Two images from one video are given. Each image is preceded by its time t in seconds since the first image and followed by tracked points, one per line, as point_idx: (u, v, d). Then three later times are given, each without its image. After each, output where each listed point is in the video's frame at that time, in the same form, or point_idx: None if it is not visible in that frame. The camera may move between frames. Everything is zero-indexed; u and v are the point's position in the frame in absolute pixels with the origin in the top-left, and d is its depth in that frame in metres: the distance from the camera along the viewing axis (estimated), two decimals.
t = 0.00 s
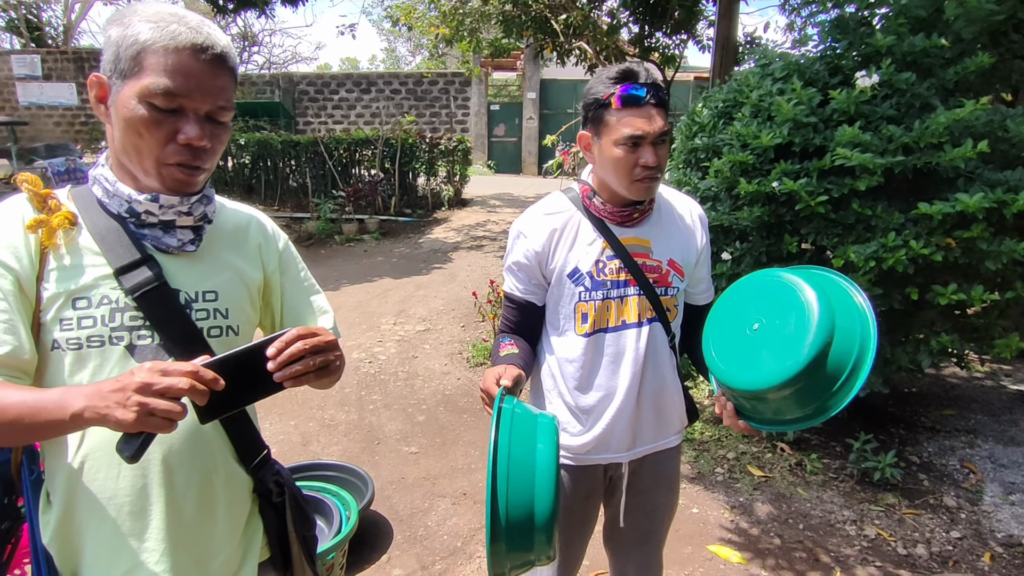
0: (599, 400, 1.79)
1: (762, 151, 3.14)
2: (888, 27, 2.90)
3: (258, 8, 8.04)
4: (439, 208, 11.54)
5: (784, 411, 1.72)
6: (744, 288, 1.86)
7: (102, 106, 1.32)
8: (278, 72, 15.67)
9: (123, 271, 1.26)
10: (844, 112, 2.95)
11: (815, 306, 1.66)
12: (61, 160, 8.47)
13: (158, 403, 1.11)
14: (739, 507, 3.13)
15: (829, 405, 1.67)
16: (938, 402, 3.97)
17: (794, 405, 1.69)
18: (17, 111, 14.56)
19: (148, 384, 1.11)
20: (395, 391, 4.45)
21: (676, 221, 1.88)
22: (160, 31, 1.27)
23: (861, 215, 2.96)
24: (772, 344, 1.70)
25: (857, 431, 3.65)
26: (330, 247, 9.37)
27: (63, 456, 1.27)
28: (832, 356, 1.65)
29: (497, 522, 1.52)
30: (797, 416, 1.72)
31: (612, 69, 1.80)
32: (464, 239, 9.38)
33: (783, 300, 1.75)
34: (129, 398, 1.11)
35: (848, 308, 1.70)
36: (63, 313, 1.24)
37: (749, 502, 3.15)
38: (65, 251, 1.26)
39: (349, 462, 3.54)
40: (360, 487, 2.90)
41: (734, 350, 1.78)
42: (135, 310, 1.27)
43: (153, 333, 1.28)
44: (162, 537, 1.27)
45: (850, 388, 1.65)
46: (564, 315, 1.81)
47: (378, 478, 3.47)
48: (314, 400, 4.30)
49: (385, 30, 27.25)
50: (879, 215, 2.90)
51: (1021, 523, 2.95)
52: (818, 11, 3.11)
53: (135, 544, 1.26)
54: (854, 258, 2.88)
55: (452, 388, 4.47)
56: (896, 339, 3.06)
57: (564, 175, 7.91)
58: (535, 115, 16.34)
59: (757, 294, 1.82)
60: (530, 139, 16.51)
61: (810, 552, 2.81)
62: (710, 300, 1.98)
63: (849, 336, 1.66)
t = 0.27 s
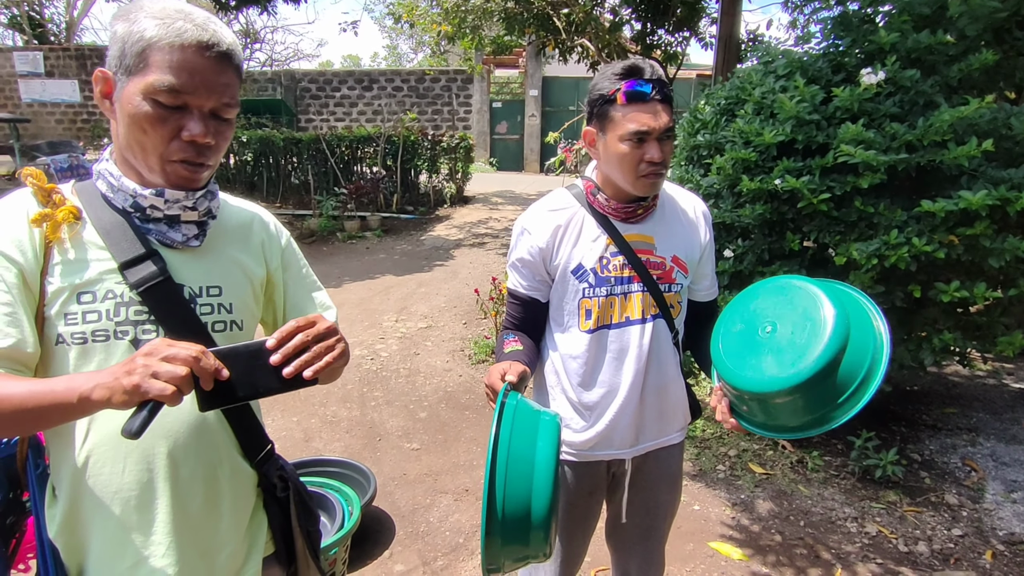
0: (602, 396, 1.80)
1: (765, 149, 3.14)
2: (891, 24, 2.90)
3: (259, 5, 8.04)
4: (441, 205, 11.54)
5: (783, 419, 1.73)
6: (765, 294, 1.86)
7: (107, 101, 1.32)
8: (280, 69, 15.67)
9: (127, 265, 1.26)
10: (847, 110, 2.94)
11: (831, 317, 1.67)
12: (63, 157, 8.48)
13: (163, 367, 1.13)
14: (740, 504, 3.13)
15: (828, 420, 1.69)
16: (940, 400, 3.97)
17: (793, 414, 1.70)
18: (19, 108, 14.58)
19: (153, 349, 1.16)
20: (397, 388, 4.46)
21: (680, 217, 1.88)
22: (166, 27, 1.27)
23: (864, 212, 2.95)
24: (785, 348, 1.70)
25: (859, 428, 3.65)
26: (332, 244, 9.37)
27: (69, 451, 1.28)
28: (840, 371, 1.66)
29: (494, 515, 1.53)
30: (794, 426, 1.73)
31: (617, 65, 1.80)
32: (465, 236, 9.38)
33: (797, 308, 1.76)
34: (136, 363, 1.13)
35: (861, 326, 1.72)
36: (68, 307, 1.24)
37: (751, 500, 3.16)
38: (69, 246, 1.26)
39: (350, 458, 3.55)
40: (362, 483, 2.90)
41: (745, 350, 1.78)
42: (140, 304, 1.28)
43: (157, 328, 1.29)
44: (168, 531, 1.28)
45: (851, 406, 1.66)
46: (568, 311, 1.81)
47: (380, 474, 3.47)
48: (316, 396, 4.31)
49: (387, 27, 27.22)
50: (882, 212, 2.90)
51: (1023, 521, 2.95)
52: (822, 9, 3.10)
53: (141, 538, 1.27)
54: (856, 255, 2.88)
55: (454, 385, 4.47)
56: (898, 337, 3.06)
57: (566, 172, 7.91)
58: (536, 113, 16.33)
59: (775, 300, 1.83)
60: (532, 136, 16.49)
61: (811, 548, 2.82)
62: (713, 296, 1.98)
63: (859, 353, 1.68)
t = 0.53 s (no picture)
0: (601, 396, 1.79)
1: (764, 148, 3.13)
2: (891, 24, 2.90)
3: (259, 3, 8.03)
4: (440, 204, 11.53)
5: (788, 424, 1.73)
6: (754, 298, 1.85)
7: (102, 95, 1.32)
8: (279, 67, 15.65)
9: (126, 264, 1.26)
10: (846, 110, 2.94)
11: (830, 320, 1.67)
12: (62, 154, 8.47)
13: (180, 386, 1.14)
14: (738, 503, 3.13)
15: (834, 420, 1.70)
16: (938, 400, 3.97)
17: (800, 418, 1.71)
18: (18, 105, 14.55)
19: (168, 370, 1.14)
20: (396, 386, 4.46)
21: (679, 217, 1.88)
22: (154, 9, 1.29)
23: (863, 212, 2.95)
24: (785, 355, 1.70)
25: (857, 428, 3.66)
26: (331, 242, 9.36)
27: (65, 451, 1.27)
28: (843, 372, 1.67)
29: (497, 515, 1.52)
30: (800, 430, 1.74)
31: (617, 64, 1.79)
32: (464, 235, 9.37)
33: (796, 314, 1.75)
34: (149, 384, 1.12)
35: (858, 325, 1.73)
36: (65, 306, 1.24)
37: (749, 499, 3.16)
38: (67, 244, 1.26)
39: (348, 456, 3.55)
40: (361, 482, 2.90)
41: (744, 359, 1.77)
42: (138, 303, 1.27)
43: (155, 326, 1.28)
44: (165, 531, 1.27)
45: (857, 406, 1.68)
46: (567, 310, 1.81)
47: (378, 472, 3.47)
48: (315, 394, 4.31)
49: (387, 25, 27.20)
50: (881, 212, 2.90)
51: (1021, 521, 2.95)
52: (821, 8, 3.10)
53: (138, 538, 1.26)
54: (855, 255, 2.88)
55: (452, 384, 4.47)
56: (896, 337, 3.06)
57: (566, 171, 7.92)
58: (536, 112, 16.33)
59: (764, 304, 1.82)
60: (532, 135, 16.49)
61: (808, 548, 2.82)
62: (711, 296, 1.98)
63: (858, 353, 1.69)
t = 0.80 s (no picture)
0: (594, 399, 1.79)
1: (760, 150, 3.14)
2: (887, 26, 2.90)
3: (257, 2, 8.02)
4: (438, 204, 11.53)
5: (781, 427, 1.73)
6: (746, 301, 1.85)
7: (91, 99, 1.31)
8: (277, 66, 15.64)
9: (118, 266, 1.25)
10: (842, 112, 2.94)
11: (822, 323, 1.67)
12: (59, 153, 8.46)
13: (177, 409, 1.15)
14: (733, 505, 3.14)
15: (827, 424, 1.70)
16: (933, 402, 3.98)
17: (792, 421, 1.71)
18: (15, 103, 14.53)
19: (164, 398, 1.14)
20: (392, 386, 4.45)
21: (673, 219, 1.88)
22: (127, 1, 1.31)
23: (858, 214, 2.96)
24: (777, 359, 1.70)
25: (853, 430, 3.66)
26: (328, 242, 9.35)
27: (55, 453, 1.27)
28: (835, 376, 1.67)
29: (493, 516, 1.52)
30: (793, 434, 1.74)
31: (611, 65, 1.80)
32: (462, 235, 9.37)
33: (787, 318, 1.75)
34: (145, 409, 1.13)
35: (849, 329, 1.73)
36: (57, 307, 1.23)
37: (744, 500, 3.16)
38: (59, 245, 1.25)
39: (344, 456, 3.54)
40: (356, 482, 2.90)
41: (737, 363, 1.77)
42: (130, 305, 1.27)
43: (148, 328, 1.28)
44: (156, 533, 1.27)
45: (850, 408, 1.68)
46: (561, 312, 1.81)
47: (374, 473, 3.47)
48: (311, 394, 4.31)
49: (386, 25, 27.19)
50: (876, 214, 2.90)
51: (1015, 523, 2.95)
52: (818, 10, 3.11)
53: (128, 540, 1.26)
54: (850, 257, 2.89)
55: (448, 384, 4.47)
56: (891, 339, 3.07)
57: (563, 172, 7.92)
58: (534, 112, 16.33)
59: (755, 308, 1.82)
60: (530, 136, 16.49)
61: (803, 549, 2.82)
62: (705, 297, 1.98)
63: (850, 356, 1.70)
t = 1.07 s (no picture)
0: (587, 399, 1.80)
1: (757, 152, 3.14)
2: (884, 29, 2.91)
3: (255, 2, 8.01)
4: (435, 204, 11.53)
5: (777, 431, 1.74)
6: (740, 305, 1.85)
7: (85, 101, 1.32)
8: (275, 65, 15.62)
9: (112, 267, 1.26)
10: (839, 115, 2.95)
11: (816, 327, 1.68)
12: (56, 152, 8.45)
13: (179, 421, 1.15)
14: (729, 506, 3.14)
15: (821, 428, 1.71)
16: (928, 404, 3.99)
17: (787, 425, 1.72)
18: (12, 102, 14.50)
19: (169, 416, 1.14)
20: (389, 387, 4.45)
21: (668, 221, 1.89)
22: (119, 2, 1.31)
23: (854, 216, 2.97)
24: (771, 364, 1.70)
25: (848, 431, 3.67)
26: (326, 242, 9.35)
27: (49, 453, 1.27)
28: (829, 380, 1.68)
29: (485, 519, 1.52)
30: (787, 438, 1.74)
31: (606, 68, 1.81)
32: (459, 236, 9.37)
33: (782, 322, 1.75)
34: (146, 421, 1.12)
35: (842, 333, 1.74)
36: (50, 308, 1.23)
37: (739, 501, 3.17)
38: (54, 245, 1.25)
39: (340, 457, 3.54)
40: (352, 483, 2.90)
41: (732, 367, 1.77)
42: (124, 306, 1.27)
43: (142, 329, 1.28)
44: (149, 534, 1.27)
45: (844, 412, 1.69)
46: (556, 314, 1.81)
47: (370, 474, 3.47)
48: (307, 395, 4.30)
49: (384, 25, 27.19)
50: (872, 217, 2.91)
51: (1009, 524, 2.96)
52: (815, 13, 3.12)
53: (120, 541, 1.26)
54: (846, 259, 2.90)
55: (445, 385, 4.47)
56: (887, 341, 3.08)
57: (561, 172, 7.93)
58: (532, 113, 16.35)
59: (750, 312, 1.83)
60: (528, 136, 16.50)
61: (798, 551, 2.83)
62: (700, 300, 1.99)
63: (843, 360, 1.70)
